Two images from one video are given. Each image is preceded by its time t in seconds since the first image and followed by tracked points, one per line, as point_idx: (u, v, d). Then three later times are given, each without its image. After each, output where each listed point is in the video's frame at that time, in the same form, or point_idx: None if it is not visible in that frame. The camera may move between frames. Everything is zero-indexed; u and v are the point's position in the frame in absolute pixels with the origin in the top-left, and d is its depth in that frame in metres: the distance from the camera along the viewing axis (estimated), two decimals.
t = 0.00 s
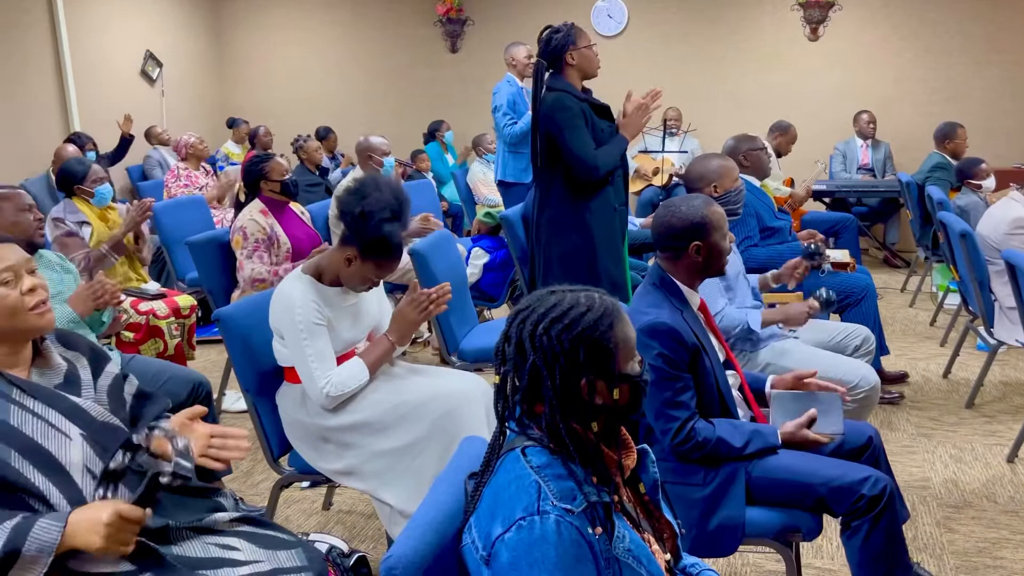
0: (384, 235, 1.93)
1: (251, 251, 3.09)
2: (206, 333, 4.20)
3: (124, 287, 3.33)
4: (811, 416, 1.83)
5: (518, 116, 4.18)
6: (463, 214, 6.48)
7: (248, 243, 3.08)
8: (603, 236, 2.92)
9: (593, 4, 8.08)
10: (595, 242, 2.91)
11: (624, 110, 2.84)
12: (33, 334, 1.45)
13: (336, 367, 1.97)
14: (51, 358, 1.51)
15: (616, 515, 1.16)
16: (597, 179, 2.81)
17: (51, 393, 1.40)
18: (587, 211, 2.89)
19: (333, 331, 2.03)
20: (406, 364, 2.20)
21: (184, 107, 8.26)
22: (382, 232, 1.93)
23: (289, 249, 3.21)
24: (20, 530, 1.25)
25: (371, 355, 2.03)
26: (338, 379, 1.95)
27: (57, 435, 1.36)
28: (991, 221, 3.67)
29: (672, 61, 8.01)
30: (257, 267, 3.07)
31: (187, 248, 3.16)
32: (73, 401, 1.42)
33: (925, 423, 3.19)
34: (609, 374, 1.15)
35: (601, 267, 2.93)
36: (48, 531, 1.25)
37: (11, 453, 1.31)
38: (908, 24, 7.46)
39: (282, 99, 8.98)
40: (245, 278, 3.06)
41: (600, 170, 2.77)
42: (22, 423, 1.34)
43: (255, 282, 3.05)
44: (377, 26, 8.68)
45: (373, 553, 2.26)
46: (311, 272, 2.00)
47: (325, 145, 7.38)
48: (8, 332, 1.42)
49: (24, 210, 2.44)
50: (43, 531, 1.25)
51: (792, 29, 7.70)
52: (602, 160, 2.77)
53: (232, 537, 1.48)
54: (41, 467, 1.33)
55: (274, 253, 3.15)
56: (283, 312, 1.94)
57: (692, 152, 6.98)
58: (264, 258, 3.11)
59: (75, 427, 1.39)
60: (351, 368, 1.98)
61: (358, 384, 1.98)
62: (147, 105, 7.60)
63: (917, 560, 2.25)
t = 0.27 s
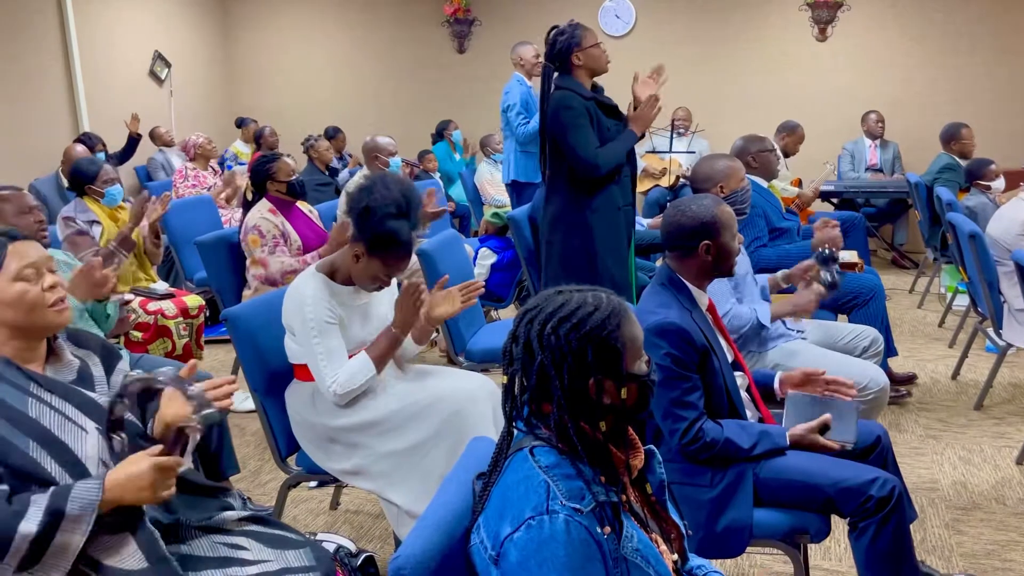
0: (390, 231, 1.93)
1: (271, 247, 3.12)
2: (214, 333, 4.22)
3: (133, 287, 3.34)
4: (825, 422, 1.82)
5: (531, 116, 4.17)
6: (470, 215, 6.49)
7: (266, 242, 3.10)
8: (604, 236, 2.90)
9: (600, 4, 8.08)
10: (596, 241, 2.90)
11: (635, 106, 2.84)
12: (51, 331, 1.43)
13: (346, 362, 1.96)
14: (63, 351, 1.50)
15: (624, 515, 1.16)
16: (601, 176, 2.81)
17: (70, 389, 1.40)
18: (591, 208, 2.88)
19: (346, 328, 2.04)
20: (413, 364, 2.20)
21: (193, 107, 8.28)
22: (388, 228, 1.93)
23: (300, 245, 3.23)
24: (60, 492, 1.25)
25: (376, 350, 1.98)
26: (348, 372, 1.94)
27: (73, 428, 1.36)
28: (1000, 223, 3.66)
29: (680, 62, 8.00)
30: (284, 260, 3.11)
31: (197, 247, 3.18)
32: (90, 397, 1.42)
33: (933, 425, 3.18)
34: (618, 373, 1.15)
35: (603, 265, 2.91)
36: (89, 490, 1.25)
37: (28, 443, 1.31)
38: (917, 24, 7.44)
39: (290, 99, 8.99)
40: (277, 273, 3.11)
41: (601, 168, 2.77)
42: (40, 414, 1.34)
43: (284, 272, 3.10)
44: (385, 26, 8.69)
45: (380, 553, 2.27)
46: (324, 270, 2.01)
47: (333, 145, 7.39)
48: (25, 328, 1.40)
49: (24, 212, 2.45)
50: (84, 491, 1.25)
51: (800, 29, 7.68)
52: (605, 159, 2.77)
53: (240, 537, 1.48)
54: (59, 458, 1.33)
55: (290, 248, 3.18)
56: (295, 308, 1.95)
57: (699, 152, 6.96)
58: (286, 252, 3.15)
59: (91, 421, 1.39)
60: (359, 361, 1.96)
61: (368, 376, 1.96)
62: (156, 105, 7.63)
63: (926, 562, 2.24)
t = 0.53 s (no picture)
0: (397, 221, 1.93)
1: (272, 250, 3.10)
2: (222, 333, 4.23)
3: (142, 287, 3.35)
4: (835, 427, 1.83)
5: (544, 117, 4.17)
6: (477, 215, 6.49)
7: (268, 243, 3.09)
8: (606, 235, 2.90)
9: (608, 5, 8.07)
10: (596, 239, 2.90)
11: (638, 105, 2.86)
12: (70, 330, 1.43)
13: (361, 359, 1.97)
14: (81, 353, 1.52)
15: (631, 517, 1.16)
16: (603, 174, 2.80)
17: (84, 390, 1.42)
18: (592, 205, 2.88)
19: (358, 324, 2.03)
20: (422, 364, 2.21)
21: (201, 108, 8.31)
22: (394, 218, 1.93)
23: (303, 250, 3.23)
24: (57, 506, 1.25)
25: (393, 349, 2.01)
26: (362, 370, 1.95)
27: (86, 428, 1.37)
28: (1010, 224, 3.65)
29: (688, 62, 7.99)
30: (284, 264, 3.09)
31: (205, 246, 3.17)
32: (105, 398, 1.44)
33: (941, 427, 3.17)
34: (626, 377, 1.15)
35: (602, 264, 2.91)
36: (86, 504, 1.24)
37: (42, 442, 1.32)
38: (926, 25, 7.41)
39: (297, 100, 9.01)
40: (275, 276, 3.08)
41: (603, 165, 2.76)
42: (57, 415, 1.35)
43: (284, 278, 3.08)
44: (393, 27, 8.70)
45: (388, 553, 2.27)
46: (334, 267, 2.01)
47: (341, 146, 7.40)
48: (44, 325, 1.40)
49: (31, 212, 2.45)
50: (81, 502, 1.25)
51: (809, 30, 7.66)
52: (607, 156, 2.76)
53: (248, 537, 1.48)
54: (71, 458, 1.33)
55: (293, 251, 3.17)
56: (307, 305, 1.95)
57: (707, 153, 6.95)
58: (287, 254, 3.12)
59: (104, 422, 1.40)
60: (374, 359, 1.98)
61: (382, 376, 1.98)
62: (164, 106, 7.65)
63: (934, 565, 2.23)
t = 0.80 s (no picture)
0: (411, 226, 1.94)
1: (278, 250, 3.10)
2: (230, 333, 4.24)
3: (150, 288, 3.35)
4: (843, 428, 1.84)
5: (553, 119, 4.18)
6: (485, 216, 6.49)
7: (275, 244, 3.10)
8: (611, 234, 2.90)
9: (616, 6, 8.06)
10: (601, 237, 2.91)
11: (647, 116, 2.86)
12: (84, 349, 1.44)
13: (363, 362, 1.98)
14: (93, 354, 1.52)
15: (639, 519, 1.16)
16: (605, 172, 2.81)
17: (94, 389, 1.41)
18: (597, 203, 2.89)
19: (361, 326, 2.03)
20: (429, 365, 2.21)
21: (209, 109, 8.33)
22: (409, 223, 1.94)
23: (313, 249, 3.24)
24: (54, 520, 1.23)
25: (394, 355, 2.01)
26: (364, 371, 1.96)
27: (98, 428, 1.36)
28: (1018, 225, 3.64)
29: (696, 63, 7.98)
30: (288, 264, 3.08)
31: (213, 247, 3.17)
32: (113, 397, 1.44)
33: (950, 429, 3.16)
34: (633, 380, 1.15)
35: (607, 262, 2.91)
36: (82, 519, 1.24)
37: (53, 444, 1.31)
38: (935, 26, 7.39)
39: (305, 101, 9.03)
40: (277, 277, 3.07)
41: (606, 163, 2.77)
42: (67, 415, 1.34)
43: (288, 278, 3.06)
44: (400, 28, 8.71)
45: (396, 553, 2.27)
46: (341, 269, 2.02)
47: (348, 147, 7.42)
48: (62, 339, 1.41)
49: (44, 212, 2.46)
50: (76, 518, 1.24)
51: (817, 31, 7.64)
52: (611, 155, 2.77)
53: (256, 537, 1.48)
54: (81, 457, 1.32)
55: (300, 251, 3.18)
56: (313, 305, 1.96)
57: (715, 154, 6.94)
58: (293, 256, 3.12)
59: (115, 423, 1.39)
60: (376, 364, 1.99)
61: (382, 381, 1.98)
62: (173, 107, 7.67)
63: (943, 567, 2.23)
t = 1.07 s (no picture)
0: (424, 225, 1.95)
1: (297, 249, 3.12)
2: (239, 333, 4.25)
3: (159, 288, 3.36)
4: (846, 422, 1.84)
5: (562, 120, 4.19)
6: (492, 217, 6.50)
7: (293, 243, 3.12)
8: (621, 233, 2.89)
9: (623, 6, 8.06)
10: (612, 236, 2.91)
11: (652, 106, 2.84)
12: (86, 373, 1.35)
13: (382, 361, 1.97)
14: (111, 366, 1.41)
15: (648, 520, 1.16)
16: (621, 168, 2.81)
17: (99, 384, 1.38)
18: (607, 201, 2.88)
19: (377, 326, 2.03)
20: (437, 366, 2.21)
21: (218, 110, 8.36)
22: (422, 221, 1.95)
23: (324, 249, 3.27)
24: (71, 505, 1.20)
25: (410, 348, 2.01)
26: (384, 371, 1.95)
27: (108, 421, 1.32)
28: None
29: (704, 64, 7.97)
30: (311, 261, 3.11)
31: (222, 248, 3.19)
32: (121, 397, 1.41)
33: (960, 432, 3.14)
34: (642, 379, 1.15)
35: (617, 262, 2.91)
36: (97, 501, 1.20)
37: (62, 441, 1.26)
38: (944, 26, 7.36)
39: (313, 102, 9.05)
40: (304, 274, 3.10)
41: (624, 158, 2.77)
42: (68, 408, 1.26)
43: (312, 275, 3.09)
44: (408, 29, 8.72)
45: (403, 553, 2.28)
46: (352, 269, 2.02)
47: (356, 148, 7.43)
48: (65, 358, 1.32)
49: (59, 212, 2.47)
50: (91, 501, 1.19)
51: (826, 31, 7.63)
52: (626, 150, 2.77)
53: (267, 537, 1.46)
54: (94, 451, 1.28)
55: (314, 250, 3.20)
56: (330, 310, 1.96)
57: (723, 154, 6.93)
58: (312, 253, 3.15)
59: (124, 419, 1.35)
60: (394, 360, 1.98)
61: (404, 373, 1.98)
62: (182, 108, 7.70)
63: (952, 570, 2.22)
